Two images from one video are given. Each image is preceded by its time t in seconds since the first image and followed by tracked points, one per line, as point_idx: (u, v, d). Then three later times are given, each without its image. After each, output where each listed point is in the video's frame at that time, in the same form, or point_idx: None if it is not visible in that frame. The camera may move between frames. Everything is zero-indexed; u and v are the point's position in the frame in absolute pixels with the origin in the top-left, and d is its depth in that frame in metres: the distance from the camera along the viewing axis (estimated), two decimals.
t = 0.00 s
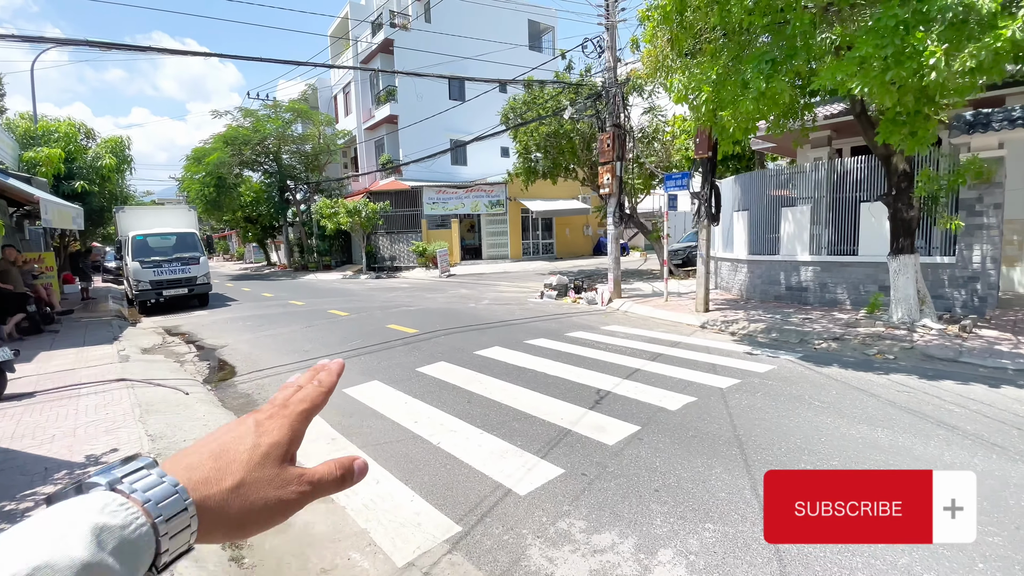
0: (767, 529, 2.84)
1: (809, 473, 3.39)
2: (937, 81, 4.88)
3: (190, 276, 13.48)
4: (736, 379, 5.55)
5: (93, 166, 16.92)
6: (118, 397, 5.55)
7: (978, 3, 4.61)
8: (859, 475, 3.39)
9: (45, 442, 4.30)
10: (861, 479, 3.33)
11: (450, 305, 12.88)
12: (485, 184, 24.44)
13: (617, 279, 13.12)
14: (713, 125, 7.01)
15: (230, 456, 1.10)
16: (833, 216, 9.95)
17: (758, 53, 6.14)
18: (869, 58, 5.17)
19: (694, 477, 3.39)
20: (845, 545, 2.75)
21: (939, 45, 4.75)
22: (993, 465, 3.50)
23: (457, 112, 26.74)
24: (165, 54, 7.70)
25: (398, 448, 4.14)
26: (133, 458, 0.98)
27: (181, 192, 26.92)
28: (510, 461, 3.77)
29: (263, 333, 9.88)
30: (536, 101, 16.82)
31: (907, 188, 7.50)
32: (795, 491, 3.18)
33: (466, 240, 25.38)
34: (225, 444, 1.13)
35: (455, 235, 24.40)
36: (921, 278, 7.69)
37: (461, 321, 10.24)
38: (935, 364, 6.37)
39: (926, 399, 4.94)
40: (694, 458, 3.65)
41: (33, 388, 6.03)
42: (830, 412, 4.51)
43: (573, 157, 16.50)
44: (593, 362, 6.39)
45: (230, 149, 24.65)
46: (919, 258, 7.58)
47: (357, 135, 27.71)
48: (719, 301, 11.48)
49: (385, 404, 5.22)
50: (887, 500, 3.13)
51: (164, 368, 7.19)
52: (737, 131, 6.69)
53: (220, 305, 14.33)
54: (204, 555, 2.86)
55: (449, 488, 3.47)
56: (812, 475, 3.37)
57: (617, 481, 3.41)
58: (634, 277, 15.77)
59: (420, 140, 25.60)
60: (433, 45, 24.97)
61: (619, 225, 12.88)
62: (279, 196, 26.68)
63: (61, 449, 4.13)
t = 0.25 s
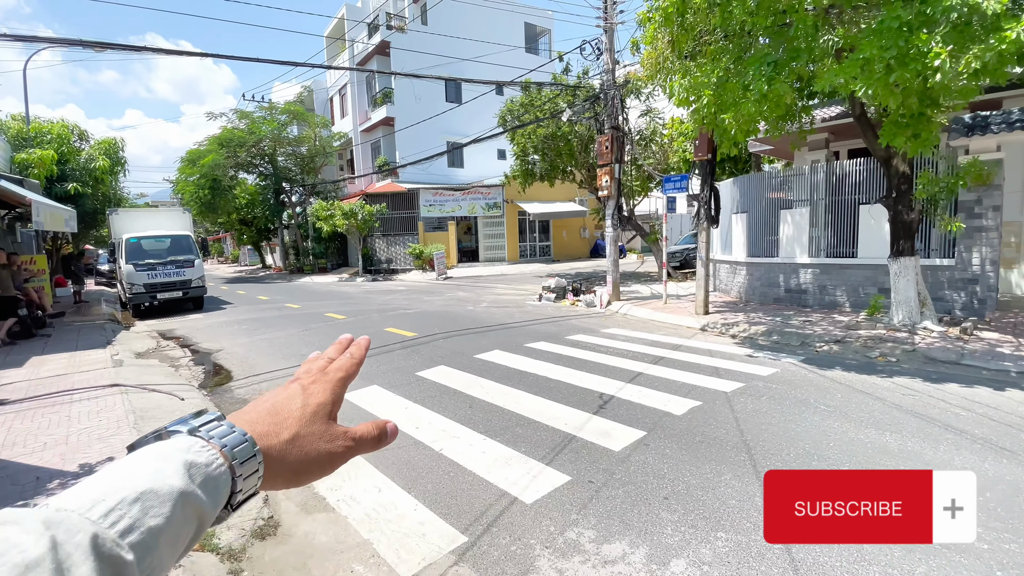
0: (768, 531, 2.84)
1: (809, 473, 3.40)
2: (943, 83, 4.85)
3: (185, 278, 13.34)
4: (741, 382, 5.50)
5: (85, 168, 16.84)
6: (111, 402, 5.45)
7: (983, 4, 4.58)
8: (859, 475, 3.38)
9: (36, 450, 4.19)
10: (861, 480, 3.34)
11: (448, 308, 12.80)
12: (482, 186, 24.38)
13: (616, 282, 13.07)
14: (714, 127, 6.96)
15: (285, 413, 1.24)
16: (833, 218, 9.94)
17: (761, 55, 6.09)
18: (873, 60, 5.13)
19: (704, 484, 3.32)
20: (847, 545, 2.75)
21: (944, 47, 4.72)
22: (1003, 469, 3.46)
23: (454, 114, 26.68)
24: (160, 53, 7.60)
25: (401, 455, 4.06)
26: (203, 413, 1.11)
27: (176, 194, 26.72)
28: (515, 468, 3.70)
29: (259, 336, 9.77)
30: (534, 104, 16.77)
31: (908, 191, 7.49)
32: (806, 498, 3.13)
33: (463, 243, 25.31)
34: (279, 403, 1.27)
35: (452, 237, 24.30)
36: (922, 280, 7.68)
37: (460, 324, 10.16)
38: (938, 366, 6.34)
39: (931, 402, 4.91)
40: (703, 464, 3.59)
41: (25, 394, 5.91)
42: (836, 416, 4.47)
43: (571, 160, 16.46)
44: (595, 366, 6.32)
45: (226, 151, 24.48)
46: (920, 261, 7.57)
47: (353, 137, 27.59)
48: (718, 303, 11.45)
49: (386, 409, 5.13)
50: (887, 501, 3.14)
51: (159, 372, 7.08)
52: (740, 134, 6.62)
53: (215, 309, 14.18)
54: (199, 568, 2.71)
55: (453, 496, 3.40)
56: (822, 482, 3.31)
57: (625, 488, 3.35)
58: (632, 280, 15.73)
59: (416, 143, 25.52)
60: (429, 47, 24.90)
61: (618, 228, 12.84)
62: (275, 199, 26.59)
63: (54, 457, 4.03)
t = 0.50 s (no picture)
0: (778, 536, 2.77)
1: (814, 476, 3.32)
2: (943, 81, 4.84)
3: (179, 280, 13.19)
4: (743, 384, 5.45)
5: (78, 168, 16.60)
6: (102, 406, 5.34)
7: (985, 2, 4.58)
8: (864, 477, 3.32)
9: (25, 455, 4.08)
10: (870, 484, 3.25)
11: (444, 310, 12.72)
12: (479, 187, 24.33)
13: (613, 283, 13.05)
14: (712, 127, 6.94)
15: None
16: (831, 219, 9.93)
17: (760, 55, 6.08)
18: (874, 59, 5.11)
19: (710, 487, 3.27)
20: (858, 548, 2.69)
21: (945, 46, 4.72)
22: (1012, 471, 3.42)
23: (450, 115, 26.64)
24: (154, 51, 7.50)
25: (400, 459, 3.97)
26: None
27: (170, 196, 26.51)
28: (517, 471, 3.63)
29: (254, 338, 9.65)
30: (531, 104, 16.75)
31: (905, 191, 7.49)
32: (814, 501, 3.07)
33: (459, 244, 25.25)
34: None
35: (448, 238, 24.22)
36: (920, 280, 7.68)
37: (458, 325, 10.08)
38: (938, 367, 6.32)
39: (934, 402, 4.87)
40: (708, 467, 3.53)
41: (14, 397, 5.79)
42: (841, 417, 4.42)
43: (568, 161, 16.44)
44: (595, 367, 6.26)
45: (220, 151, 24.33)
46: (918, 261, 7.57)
47: (349, 138, 27.48)
48: (716, 304, 11.43)
49: (384, 412, 5.04)
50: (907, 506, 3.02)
51: (151, 375, 6.96)
52: (739, 133, 6.61)
53: (209, 311, 14.04)
54: None
55: (454, 501, 3.32)
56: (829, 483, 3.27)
57: (629, 491, 3.28)
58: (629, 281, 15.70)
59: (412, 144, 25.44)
60: (425, 48, 24.85)
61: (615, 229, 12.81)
62: (270, 200, 26.51)
63: (43, 462, 3.92)
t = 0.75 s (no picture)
0: (778, 536, 2.73)
1: (815, 477, 3.27)
2: (940, 79, 4.83)
3: (171, 281, 13.06)
4: (740, 384, 5.41)
5: (69, 168, 16.41)
6: (91, 408, 5.24)
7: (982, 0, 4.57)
8: (866, 477, 3.28)
9: (9, 458, 3.98)
10: (873, 483, 3.21)
11: (440, 311, 12.65)
12: (475, 188, 24.28)
13: (610, 283, 13.01)
14: (708, 126, 6.93)
15: None
16: (826, 219, 9.94)
17: (757, 54, 6.06)
18: (871, 58, 5.11)
19: (710, 488, 3.22)
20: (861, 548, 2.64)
21: (942, 43, 4.71)
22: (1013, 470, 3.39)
23: (446, 116, 26.58)
24: (146, 48, 7.42)
25: (394, 460, 3.91)
26: None
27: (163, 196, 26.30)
28: (513, 473, 3.57)
29: (247, 340, 9.55)
30: (527, 105, 16.73)
31: (901, 190, 7.50)
32: (815, 502, 3.02)
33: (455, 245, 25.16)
34: None
35: (443, 239, 24.13)
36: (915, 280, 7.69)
37: (453, 326, 10.01)
38: (935, 366, 6.31)
39: (932, 401, 4.85)
40: (708, 467, 3.49)
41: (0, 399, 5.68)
42: (839, 416, 4.39)
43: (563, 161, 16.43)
44: (592, 368, 6.22)
45: (214, 152, 24.14)
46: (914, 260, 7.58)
47: (344, 139, 27.36)
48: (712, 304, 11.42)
49: (378, 414, 4.97)
50: (906, 505, 2.99)
51: (142, 377, 6.86)
52: (737, 133, 6.58)
53: (201, 312, 13.89)
54: None
55: (450, 503, 3.25)
56: (829, 484, 3.22)
57: (627, 492, 3.23)
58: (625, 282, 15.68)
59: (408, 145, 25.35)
60: (421, 48, 24.81)
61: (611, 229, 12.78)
62: (264, 201, 26.41)
63: (27, 465, 3.83)
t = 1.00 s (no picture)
0: (773, 536, 2.70)
1: (811, 477, 3.24)
2: (931, 79, 4.84)
3: (161, 282, 12.92)
4: (734, 384, 5.39)
5: (58, 168, 16.21)
6: (75, 410, 5.14)
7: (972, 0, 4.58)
8: (863, 477, 3.25)
9: None
10: (870, 484, 3.18)
11: (433, 311, 12.57)
12: (469, 189, 24.23)
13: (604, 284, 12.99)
14: (702, 125, 6.91)
15: None
16: (819, 219, 9.97)
17: (749, 54, 6.05)
18: (863, 57, 5.11)
19: (704, 489, 3.19)
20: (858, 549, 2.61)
21: (933, 43, 4.72)
22: (1006, 469, 3.38)
23: (440, 117, 26.52)
24: (134, 45, 7.32)
25: (385, 462, 3.85)
26: None
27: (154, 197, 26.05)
28: (505, 474, 3.53)
29: (238, 341, 9.44)
30: (521, 105, 16.70)
31: (893, 190, 7.52)
32: (810, 502, 2.99)
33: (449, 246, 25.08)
34: None
35: (438, 240, 24.05)
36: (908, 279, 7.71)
37: (446, 327, 9.95)
38: (927, 365, 6.32)
39: (926, 400, 4.85)
40: (702, 468, 3.45)
41: None
42: (833, 416, 4.37)
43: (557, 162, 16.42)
44: (585, 368, 6.18)
45: (206, 152, 23.95)
46: (906, 260, 7.60)
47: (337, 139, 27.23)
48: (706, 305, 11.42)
49: (369, 415, 4.91)
50: (901, 505, 2.97)
51: (129, 378, 6.75)
52: (730, 132, 6.56)
53: (192, 313, 13.75)
54: None
55: (440, 506, 3.20)
56: (824, 484, 3.20)
57: (620, 493, 3.19)
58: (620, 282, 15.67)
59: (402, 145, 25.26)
60: (415, 48, 24.74)
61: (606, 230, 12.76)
62: (257, 202, 26.32)
63: (8, 469, 3.74)
